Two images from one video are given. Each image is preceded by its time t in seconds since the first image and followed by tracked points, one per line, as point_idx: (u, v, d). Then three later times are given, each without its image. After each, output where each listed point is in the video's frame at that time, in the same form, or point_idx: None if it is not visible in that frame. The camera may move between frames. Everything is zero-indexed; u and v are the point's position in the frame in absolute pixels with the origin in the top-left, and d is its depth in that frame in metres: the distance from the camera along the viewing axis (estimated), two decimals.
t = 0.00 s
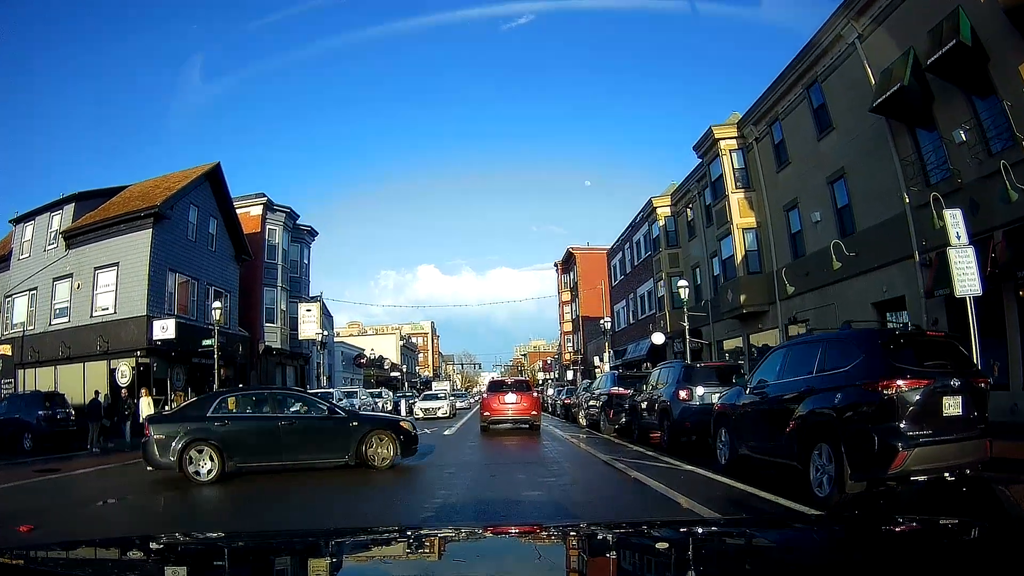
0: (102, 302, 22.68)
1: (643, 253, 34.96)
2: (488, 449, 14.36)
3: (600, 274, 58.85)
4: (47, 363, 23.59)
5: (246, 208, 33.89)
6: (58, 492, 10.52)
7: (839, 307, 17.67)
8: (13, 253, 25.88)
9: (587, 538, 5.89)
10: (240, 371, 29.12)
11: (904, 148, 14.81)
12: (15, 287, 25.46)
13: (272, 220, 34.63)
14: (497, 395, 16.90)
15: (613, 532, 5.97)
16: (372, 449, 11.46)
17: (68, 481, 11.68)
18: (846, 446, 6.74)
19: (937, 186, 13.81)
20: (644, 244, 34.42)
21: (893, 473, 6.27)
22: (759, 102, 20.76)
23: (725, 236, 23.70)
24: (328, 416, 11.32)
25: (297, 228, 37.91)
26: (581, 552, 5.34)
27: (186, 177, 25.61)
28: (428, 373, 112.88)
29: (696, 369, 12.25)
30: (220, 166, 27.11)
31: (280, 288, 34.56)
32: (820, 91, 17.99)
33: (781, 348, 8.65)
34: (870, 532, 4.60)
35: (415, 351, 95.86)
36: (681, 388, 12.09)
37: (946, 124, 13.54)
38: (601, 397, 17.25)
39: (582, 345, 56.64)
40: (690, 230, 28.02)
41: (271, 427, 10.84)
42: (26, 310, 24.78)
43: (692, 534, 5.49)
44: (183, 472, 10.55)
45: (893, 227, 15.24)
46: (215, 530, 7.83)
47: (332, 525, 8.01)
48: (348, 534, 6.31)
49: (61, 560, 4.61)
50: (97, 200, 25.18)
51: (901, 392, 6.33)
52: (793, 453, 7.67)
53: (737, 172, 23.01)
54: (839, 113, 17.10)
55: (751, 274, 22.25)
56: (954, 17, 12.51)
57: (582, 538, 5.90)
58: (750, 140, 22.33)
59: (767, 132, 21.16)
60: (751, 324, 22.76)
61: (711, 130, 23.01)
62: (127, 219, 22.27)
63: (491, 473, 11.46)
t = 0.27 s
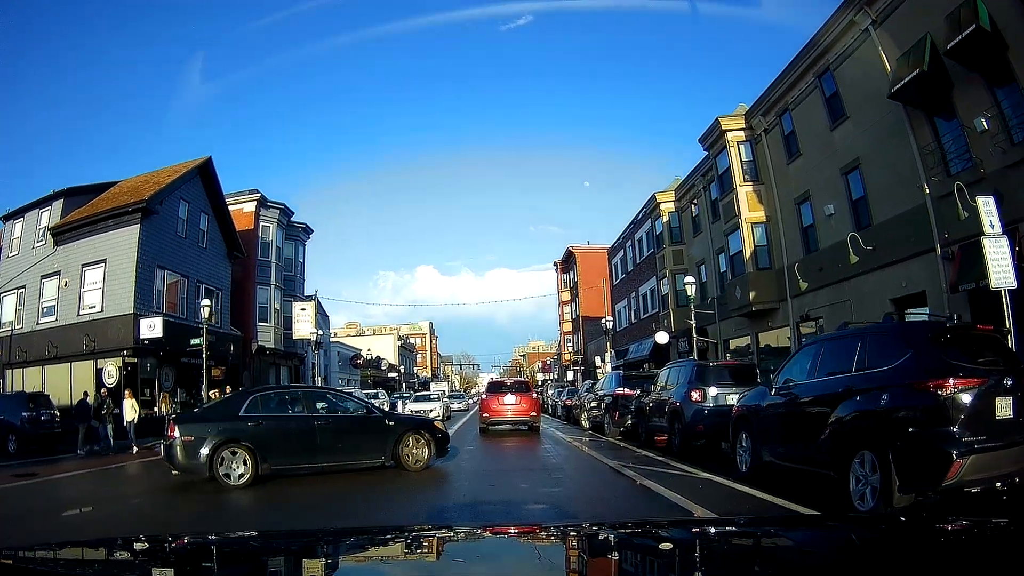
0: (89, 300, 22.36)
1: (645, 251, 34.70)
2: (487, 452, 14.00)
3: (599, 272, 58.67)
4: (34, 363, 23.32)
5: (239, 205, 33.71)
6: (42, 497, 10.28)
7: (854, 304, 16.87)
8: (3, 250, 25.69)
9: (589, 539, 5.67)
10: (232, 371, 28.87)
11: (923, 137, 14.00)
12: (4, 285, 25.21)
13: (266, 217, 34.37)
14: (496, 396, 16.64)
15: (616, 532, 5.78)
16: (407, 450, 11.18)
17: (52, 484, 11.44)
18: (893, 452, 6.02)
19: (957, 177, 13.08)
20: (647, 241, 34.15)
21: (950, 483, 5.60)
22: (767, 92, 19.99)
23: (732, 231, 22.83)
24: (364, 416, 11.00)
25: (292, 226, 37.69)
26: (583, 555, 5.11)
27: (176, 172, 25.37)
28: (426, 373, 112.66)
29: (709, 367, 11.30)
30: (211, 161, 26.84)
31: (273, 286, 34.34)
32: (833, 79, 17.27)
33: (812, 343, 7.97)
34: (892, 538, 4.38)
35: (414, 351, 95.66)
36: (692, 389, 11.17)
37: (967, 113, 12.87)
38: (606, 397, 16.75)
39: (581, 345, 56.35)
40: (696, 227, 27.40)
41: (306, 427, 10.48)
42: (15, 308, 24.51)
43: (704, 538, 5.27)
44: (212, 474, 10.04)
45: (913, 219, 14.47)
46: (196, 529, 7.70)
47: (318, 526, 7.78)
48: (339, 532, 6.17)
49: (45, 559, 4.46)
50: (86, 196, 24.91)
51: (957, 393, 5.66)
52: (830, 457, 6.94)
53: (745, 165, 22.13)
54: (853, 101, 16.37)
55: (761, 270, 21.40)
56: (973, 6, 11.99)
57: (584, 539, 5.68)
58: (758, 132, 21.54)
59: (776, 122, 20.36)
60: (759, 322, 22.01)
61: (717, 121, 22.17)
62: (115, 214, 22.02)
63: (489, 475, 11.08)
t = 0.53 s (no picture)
0: (76, 296, 22.07)
1: (648, 247, 34.42)
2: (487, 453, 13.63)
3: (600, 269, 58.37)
4: (23, 362, 23.10)
5: (231, 199, 33.31)
6: (27, 498, 10.07)
7: (870, 298, 16.17)
8: None
9: (589, 540, 5.51)
10: (224, 369, 28.67)
11: (940, 123, 13.44)
12: None
13: (259, 212, 34.03)
14: (495, 394, 16.41)
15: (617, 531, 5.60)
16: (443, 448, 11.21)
17: (39, 486, 11.22)
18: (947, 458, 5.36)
19: (978, 165, 12.56)
20: (649, 236, 33.88)
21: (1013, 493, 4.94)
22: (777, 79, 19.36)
23: (741, 223, 22.19)
24: (402, 415, 10.93)
25: (286, 220, 37.39)
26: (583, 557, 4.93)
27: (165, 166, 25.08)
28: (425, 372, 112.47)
29: (724, 363, 10.62)
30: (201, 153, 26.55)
31: (267, 283, 33.99)
32: (845, 65, 16.67)
33: (846, 336, 7.36)
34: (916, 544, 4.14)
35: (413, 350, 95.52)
36: (706, 387, 10.50)
37: (987, 98, 12.37)
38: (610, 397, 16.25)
39: (582, 342, 56.13)
40: (701, 220, 26.95)
41: (347, 424, 10.29)
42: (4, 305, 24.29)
43: (713, 537, 5.11)
44: (249, 475, 9.62)
45: (932, 208, 13.83)
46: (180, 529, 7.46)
47: (303, 526, 7.52)
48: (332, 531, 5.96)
49: (39, 564, 4.43)
50: (75, 190, 24.62)
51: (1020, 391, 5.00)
52: (873, 462, 6.26)
53: (753, 155, 21.46)
54: (867, 87, 15.78)
55: (770, 264, 20.72)
56: None
57: (585, 540, 5.51)
58: (767, 121, 20.88)
59: (786, 111, 19.69)
60: (769, 318, 21.36)
61: (725, 111, 21.54)
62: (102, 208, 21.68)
63: (487, 477, 10.74)
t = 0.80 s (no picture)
0: (65, 293, 21.83)
1: (651, 243, 34.18)
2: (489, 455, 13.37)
3: (599, 268, 58.35)
4: (11, 362, 22.93)
5: (226, 194, 33.09)
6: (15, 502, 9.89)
7: (887, 294, 15.72)
8: None
9: (591, 540, 5.49)
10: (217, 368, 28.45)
11: (959, 113, 13.18)
12: None
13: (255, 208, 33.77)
14: (495, 395, 16.21)
15: (621, 530, 5.57)
16: (479, 448, 11.51)
17: (27, 488, 11.04)
18: (1004, 462, 4.89)
19: (998, 155, 12.24)
20: (653, 232, 33.62)
21: None
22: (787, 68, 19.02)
23: (749, 218, 21.75)
24: (440, 414, 11.10)
25: (282, 217, 37.15)
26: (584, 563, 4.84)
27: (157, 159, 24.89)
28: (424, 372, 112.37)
29: (739, 361, 10.23)
30: (194, 146, 26.31)
31: (261, 280, 33.70)
32: (858, 54, 16.38)
33: (879, 332, 6.92)
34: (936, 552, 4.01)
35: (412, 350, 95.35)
36: (720, 387, 10.12)
37: (1007, 86, 12.07)
38: (616, 397, 15.73)
39: (582, 342, 55.95)
40: (707, 215, 26.64)
41: (392, 423, 10.33)
42: None
43: (726, 533, 5.03)
44: (294, 477, 9.47)
45: (952, 200, 13.46)
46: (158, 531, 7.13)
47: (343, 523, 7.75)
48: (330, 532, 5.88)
49: (48, 564, 4.56)
50: (67, 185, 24.41)
51: None
52: (924, 468, 5.77)
53: (761, 147, 21.14)
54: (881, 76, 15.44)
55: (779, 259, 20.27)
56: None
57: (585, 540, 5.50)
58: (775, 112, 20.53)
59: (795, 102, 19.35)
60: (778, 315, 20.89)
61: (732, 102, 21.19)
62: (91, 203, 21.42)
63: (490, 481, 10.49)
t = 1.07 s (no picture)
0: (55, 292, 21.67)
1: (653, 241, 33.98)
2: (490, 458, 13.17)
3: (599, 267, 58.42)
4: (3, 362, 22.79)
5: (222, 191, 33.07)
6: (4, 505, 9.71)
7: (903, 290, 15.23)
8: None
9: (591, 539, 5.63)
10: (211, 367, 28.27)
11: (975, 103, 12.87)
12: None
13: (250, 206, 33.67)
14: (495, 396, 16.02)
15: (624, 531, 5.76)
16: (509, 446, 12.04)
17: (18, 491, 10.86)
18: None
19: (1015, 147, 11.94)
20: (655, 230, 33.44)
21: None
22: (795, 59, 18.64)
23: (757, 212, 21.37)
24: (474, 414, 11.54)
25: (279, 215, 36.99)
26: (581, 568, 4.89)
27: (150, 155, 24.70)
28: (424, 372, 112.40)
29: (754, 361, 9.87)
30: (187, 142, 26.12)
31: (256, 279, 33.53)
32: (869, 43, 15.99)
33: (917, 327, 6.66)
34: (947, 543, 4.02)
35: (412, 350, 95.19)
36: (733, 388, 9.76)
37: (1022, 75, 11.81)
38: (621, 397, 15.32)
39: (582, 342, 55.78)
40: (713, 211, 26.39)
41: (435, 423, 10.68)
42: None
43: (737, 534, 5.18)
44: (343, 476, 9.57)
45: (968, 193, 13.08)
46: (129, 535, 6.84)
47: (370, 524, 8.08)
48: (332, 536, 5.96)
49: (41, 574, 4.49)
50: (59, 182, 24.23)
51: None
52: (970, 476, 5.49)
53: (770, 141, 20.54)
54: (893, 65, 15.15)
55: (789, 255, 19.75)
56: None
57: (586, 539, 5.64)
58: (783, 105, 20.14)
59: (804, 93, 18.95)
60: (785, 314, 20.49)
61: (738, 94, 20.86)
62: (82, 198, 21.25)
63: (490, 485, 10.30)
